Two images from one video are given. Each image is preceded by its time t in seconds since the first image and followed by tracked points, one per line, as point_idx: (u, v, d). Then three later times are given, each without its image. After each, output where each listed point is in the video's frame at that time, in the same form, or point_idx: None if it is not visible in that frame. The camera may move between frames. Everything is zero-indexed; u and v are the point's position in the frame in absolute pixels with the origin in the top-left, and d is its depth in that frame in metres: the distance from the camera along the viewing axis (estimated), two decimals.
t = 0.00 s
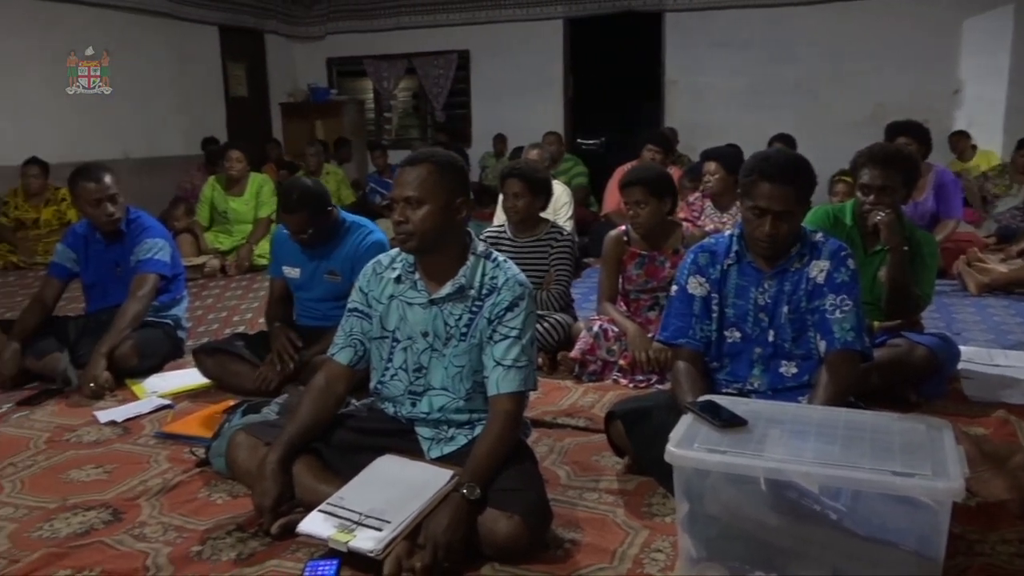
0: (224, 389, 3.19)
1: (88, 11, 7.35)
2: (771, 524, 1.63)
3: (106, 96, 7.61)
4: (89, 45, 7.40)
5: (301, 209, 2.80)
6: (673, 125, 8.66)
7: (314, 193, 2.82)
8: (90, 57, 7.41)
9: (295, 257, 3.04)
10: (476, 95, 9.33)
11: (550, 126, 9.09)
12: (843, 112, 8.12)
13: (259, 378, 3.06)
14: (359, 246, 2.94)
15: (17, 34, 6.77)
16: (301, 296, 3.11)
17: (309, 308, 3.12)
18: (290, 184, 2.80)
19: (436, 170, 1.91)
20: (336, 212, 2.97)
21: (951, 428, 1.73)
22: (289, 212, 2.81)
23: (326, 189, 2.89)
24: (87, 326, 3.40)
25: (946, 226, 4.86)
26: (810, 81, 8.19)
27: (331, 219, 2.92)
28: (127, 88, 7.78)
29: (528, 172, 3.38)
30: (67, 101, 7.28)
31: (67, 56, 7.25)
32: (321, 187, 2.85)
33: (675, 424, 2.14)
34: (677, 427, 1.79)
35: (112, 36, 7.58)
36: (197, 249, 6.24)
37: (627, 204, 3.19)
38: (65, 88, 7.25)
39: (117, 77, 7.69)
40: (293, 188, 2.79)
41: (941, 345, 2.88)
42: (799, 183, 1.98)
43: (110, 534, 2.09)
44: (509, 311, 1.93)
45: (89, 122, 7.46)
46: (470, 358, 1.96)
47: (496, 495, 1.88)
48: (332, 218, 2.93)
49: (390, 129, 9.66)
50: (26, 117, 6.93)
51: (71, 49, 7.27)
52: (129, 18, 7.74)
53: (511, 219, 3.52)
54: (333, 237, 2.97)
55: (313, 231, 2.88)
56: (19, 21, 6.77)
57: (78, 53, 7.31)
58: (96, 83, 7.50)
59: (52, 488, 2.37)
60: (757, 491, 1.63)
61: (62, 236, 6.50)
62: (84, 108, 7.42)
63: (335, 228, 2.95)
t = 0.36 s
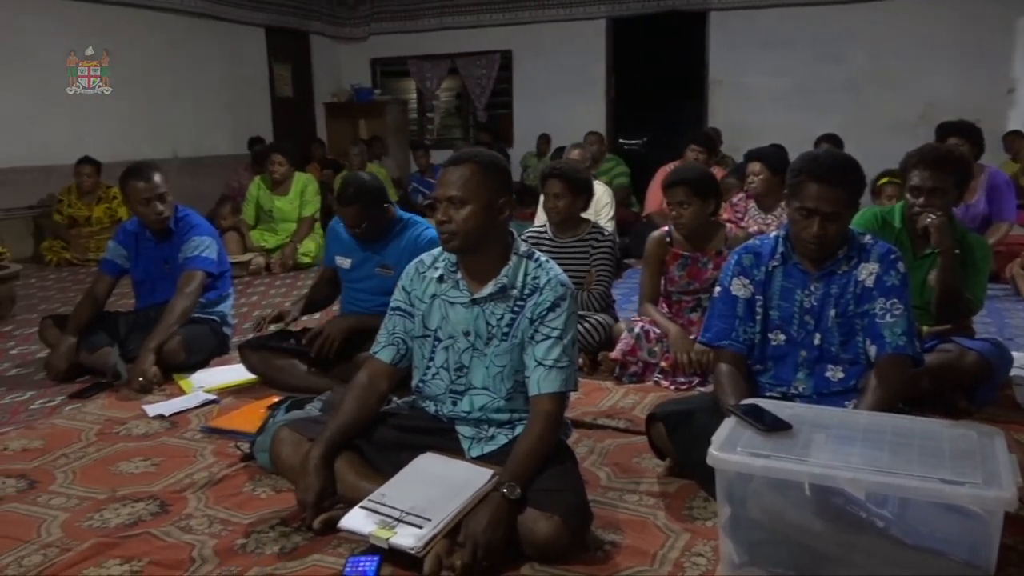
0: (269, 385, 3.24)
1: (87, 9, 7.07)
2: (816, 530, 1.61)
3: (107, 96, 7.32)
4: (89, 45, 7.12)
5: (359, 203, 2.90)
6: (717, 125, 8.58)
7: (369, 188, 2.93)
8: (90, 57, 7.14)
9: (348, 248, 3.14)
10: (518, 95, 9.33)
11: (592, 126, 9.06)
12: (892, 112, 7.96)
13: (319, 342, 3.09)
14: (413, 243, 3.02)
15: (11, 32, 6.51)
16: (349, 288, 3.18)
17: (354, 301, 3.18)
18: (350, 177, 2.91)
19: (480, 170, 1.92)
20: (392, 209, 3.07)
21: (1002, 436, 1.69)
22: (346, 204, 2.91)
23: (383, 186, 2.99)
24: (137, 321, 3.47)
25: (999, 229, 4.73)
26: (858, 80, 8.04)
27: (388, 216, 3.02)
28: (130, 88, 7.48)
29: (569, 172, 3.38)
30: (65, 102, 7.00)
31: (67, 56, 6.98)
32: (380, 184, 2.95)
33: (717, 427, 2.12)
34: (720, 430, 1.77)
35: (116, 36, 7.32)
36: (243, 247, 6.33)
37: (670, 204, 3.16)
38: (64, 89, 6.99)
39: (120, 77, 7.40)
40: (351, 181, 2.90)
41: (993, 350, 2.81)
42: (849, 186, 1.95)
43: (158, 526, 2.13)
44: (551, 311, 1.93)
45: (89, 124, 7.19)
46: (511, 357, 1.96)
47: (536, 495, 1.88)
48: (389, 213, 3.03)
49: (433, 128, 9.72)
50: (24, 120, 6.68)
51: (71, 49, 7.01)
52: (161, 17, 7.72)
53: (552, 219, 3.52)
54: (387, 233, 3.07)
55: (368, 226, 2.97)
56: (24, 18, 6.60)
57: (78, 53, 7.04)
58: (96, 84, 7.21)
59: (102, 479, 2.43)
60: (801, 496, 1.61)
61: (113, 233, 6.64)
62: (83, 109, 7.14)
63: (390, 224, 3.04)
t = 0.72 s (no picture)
0: (309, 382, 3.29)
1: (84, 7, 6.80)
2: (858, 537, 1.55)
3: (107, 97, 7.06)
4: (88, 44, 6.87)
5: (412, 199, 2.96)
6: (758, 125, 8.47)
7: (422, 184, 2.97)
8: (90, 57, 6.88)
9: (405, 243, 3.19)
10: (557, 95, 9.31)
11: (632, 125, 9.01)
12: (939, 112, 7.78)
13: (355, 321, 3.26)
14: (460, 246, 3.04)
15: (3, 31, 6.25)
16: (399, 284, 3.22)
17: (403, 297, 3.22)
18: (406, 174, 2.97)
19: (519, 170, 1.91)
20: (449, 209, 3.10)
21: None
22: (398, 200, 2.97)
23: (437, 182, 3.02)
24: (181, 318, 3.53)
25: None
26: (905, 79, 7.88)
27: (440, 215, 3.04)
28: (130, 88, 7.22)
29: (610, 172, 3.36)
30: (65, 103, 6.76)
31: (65, 55, 6.72)
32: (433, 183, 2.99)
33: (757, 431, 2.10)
34: (761, 433, 1.75)
35: (118, 35, 7.06)
36: (285, 245, 6.30)
37: (711, 206, 3.12)
38: (64, 89, 6.73)
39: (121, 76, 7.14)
40: (405, 178, 2.96)
41: None
42: (896, 186, 1.91)
43: (200, 519, 2.17)
44: (589, 312, 1.92)
45: (89, 125, 6.94)
46: (549, 358, 1.95)
47: (574, 495, 1.87)
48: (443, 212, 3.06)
49: (472, 128, 9.76)
50: (21, 122, 6.45)
51: (70, 49, 6.75)
52: (188, 16, 7.67)
53: (591, 220, 3.51)
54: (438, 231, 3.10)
55: (418, 223, 3.02)
56: (42, 17, 6.51)
57: (77, 53, 6.79)
58: (97, 84, 6.95)
59: (147, 472, 2.48)
60: (843, 502, 1.57)
61: (158, 231, 6.77)
62: (81, 110, 6.89)
63: (440, 222, 3.07)
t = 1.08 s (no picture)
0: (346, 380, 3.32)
1: (82, 6, 6.63)
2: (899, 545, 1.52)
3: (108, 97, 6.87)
4: (88, 44, 6.70)
5: (442, 195, 2.98)
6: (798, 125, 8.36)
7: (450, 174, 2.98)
8: (90, 56, 6.71)
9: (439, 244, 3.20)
10: (594, 95, 9.28)
11: (669, 126, 8.95)
12: (986, 111, 7.61)
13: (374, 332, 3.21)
14: (499, 238, 3.07)
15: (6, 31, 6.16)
16: (439, 282, 3.26)
17: (445, 295, 3.26)
18: (432, 170, 2.98)
19: (558, 170, 1.91)
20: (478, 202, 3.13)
21: None
22: (428, 196, 2.99)
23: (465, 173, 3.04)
24: (222, 316, 3.59)
25: None
26: (949, 78, 7.71)
27: (471, 208, 3.07)
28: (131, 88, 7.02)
29: (649, 172, 3.34)
30: (65, 104, 6.60)
31: (63, 55, 6.56)
32: (462, 175, 3.01)
33: (796, 436, 2.08)
34: (800, 438, 1.73)
35: (131, 36, 6.97)
36: (322, 243, 6.27)
37: (750, 206, 3.08)
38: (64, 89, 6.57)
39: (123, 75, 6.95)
40: (432, 167, 2.99)
41: None
42: (940, 186, 1.87)
43: (240, 513, 2.20)
44: (627, 313, 1.91)
45: (89, 127, 6.77)
46: (586, 358, 1.95)
47: (609, 497, 1.86)
48: (473, 207, 3.08)
49: (509, 128, 9.77)
50: (21, 123, 6.33)
51: (69, 48, 6.59)
52: (222, 16, 7.73)
53: (629, 220, 3.50)
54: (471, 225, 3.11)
55: (452, 218, 3.05)
56: (76, 18, 6.59)
57: (76, 52, 6.62)
58: (96, 84, 6.78)
59: (188, 466, 2.52)
60: (884, 508, 1.54)
61: (199, 229, 6.88)
62: (82, 111, 6.72)
63: (471, 217, 3.10)
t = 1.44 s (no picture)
0: (380, 378, 3.34)
1: (77, 5, 6.43)
2: (939, 552, 1.51)
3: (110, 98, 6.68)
4: (88, 43, 6.52)
5: (465, 191, 2.99)
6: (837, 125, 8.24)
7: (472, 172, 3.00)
8: (90, 56, 6.53)
9: (464, 242, 3.21)
10: (630, 96, 9.24)
11: (705, 126, 8.88)
12: None
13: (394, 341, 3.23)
14: (527, 228, 3.07)
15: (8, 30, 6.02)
16: (466, 280, 3.28)
17: (474, 292, 3.28)
18: (453, 167, 3.00)
19: (593, 170, 1.91)
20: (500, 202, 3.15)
21: None
22: (452, 193, 3.00)
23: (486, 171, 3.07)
24: (259, 313, 3.63)
25: None
26: (994, 78, 7.56)
27: (493, 201, 3.10)
28: (135, 89, 6.84)
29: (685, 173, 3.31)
30: (65, 105, 6.41)
31: (63, 55, 6.38)
32: (482, 170, 3.03)
33: (835, 441, 2.05)
34: (837, 442, 1.70)
35: (153, 36, 6.93)
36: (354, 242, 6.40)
37: (787, 207, 3.04)
38: (64, 90, 6.39)
39: (124, 76, 6.77)
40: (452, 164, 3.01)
41: None
42: (982, 187, 1.83)
43: (276, 508, 2.23)
44: (662, 314, 1.90)
45: (86, 128, 6.56)
46: (620, 359, 1.94)
47: (644, 499, 1.85)
48: (494, 201, 3.10)
49: (543, 129, 9.76)
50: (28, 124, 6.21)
51: (69, 48, 6.42)
52: (253, 17, 7.75)
53: (664, 221, 3.48)
54: (494, 220, 3.13)
55: (476, 213, 3.06)
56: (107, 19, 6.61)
57: (76, 51, 6.44)
58: (98, 85, 6.60)
59: (225, 462, 2.56)
60: (925, 515, 1.52)
61: (238, 228, 6.97)
62: (82, 112, 6.53)
63: (493, 212, 3.11)
